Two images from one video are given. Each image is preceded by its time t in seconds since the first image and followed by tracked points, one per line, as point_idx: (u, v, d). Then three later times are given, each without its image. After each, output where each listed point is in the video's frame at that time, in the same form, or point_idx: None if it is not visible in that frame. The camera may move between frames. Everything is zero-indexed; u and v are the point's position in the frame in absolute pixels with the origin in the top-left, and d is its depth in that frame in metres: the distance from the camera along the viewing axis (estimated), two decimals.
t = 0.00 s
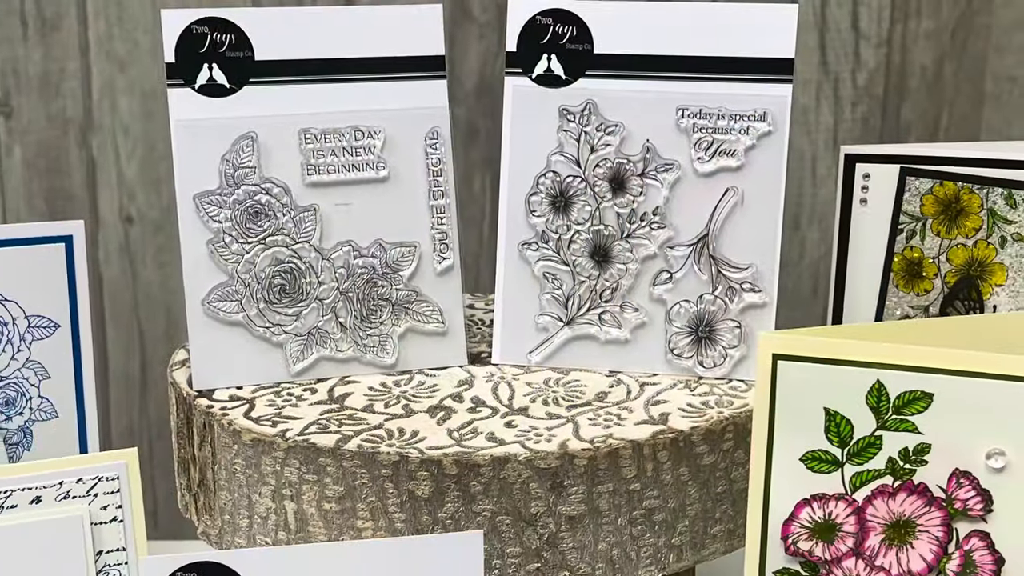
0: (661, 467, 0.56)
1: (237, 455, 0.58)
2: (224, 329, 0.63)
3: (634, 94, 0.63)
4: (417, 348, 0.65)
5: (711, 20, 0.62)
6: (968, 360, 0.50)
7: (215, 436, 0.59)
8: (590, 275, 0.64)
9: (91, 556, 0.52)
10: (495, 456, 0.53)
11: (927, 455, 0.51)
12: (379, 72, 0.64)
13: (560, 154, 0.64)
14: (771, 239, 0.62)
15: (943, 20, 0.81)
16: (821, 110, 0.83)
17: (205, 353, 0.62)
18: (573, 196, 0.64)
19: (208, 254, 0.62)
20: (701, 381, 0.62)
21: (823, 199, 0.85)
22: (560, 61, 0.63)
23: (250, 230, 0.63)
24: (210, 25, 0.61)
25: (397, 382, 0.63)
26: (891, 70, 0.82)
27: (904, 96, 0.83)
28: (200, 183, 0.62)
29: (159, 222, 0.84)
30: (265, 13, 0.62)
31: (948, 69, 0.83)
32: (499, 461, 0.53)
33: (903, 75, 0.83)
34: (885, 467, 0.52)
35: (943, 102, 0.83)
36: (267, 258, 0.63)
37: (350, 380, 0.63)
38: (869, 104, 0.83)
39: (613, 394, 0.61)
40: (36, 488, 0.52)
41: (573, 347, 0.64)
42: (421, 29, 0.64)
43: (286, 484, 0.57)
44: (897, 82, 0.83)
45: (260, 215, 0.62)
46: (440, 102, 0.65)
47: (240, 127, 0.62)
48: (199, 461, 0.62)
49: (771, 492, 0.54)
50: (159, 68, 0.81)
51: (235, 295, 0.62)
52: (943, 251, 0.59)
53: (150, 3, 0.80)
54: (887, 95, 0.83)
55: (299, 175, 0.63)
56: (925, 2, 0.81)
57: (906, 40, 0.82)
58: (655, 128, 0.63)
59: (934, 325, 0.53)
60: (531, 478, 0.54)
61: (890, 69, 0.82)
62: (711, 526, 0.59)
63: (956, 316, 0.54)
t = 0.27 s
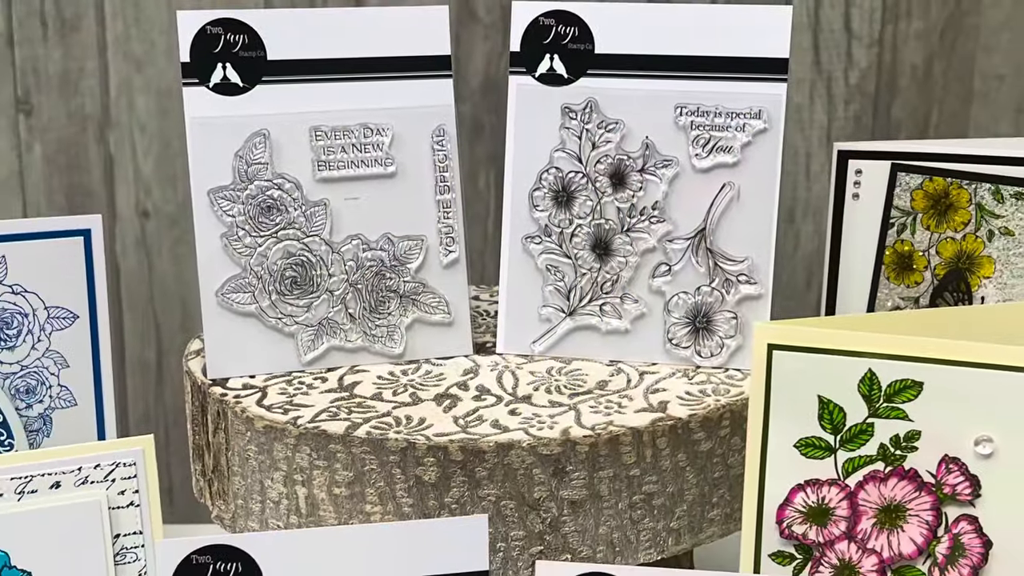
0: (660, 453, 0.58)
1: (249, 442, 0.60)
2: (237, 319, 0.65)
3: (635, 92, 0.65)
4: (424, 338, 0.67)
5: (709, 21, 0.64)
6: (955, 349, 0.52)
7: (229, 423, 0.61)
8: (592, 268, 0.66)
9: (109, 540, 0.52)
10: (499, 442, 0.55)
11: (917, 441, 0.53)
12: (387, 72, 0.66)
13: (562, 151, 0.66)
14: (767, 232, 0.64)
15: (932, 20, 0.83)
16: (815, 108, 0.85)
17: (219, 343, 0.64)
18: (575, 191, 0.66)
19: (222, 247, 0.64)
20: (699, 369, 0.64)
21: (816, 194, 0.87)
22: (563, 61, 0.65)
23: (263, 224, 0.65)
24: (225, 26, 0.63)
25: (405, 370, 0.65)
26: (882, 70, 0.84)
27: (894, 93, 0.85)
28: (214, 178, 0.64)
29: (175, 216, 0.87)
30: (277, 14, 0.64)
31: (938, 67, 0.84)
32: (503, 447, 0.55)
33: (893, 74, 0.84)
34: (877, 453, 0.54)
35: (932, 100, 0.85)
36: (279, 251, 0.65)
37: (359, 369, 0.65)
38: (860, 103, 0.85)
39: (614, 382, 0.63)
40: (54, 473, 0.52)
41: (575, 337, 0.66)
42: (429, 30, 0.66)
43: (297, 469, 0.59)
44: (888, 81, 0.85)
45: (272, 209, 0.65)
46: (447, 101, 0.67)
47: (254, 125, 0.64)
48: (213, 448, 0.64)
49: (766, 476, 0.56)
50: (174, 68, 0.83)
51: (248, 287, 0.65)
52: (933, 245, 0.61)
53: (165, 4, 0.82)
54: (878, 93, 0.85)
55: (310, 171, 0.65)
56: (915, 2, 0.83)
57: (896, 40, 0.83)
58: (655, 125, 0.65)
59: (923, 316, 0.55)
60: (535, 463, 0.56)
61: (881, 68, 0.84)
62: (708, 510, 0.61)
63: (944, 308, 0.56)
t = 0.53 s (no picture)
0: (659, 439, 0.60)
1: (262, 429, 0.62)
2: (250, 310, 0.67)
3: (635, 91, 0.67)
4: (431, 328, 0.69)
5: (707, 23, 0.66)
6: (941, 339, 0.54)
7: (242, 410, 0.64)
8: (593, 261, 0.68)
9: (126, 523, 0.54)
10: (504, 429, 0.58)
11: (907, 428, 0.55)
12: (396, 71, 0.68)
13: (565, 148, 0.68)
14: (762, 225, 0.66)
15: (922, 20, 0.85)
16: (809, 106, 0.87)
17: (232, 332, 0.66)
18: (577, 186, 0.68)
19: (236, 241, 0.67)
20: (696, 358, 0.66)
21: (810, 189, 0.89)
22: (565, 60, 0.67)
23: (276, 218, 0.67)
24: (239, 27, 0.65)
25: (413, 359, 0.67)
26: (873, 70, 0.86)
27: (886, 92, 0.87)
28: (229, 174, 0.66)
29: (190, 210, 0.89)
30: (290, 16, 0.66)
31: (927, 66, 0.86)
32: (508, 433, 0.57)
33: (884, 73, 0.86)
34: (868, 440, 0.56)
35: (921, 98, 0.87)
36: (291, 244, 0.67)
37: (368, 357, 0.68)
38: (851, 102, 0.87)
39: (614, 370, 0.65)
40: (74, 459, 0.54)
41: (577, 328, 0.68)
42: (436, 31, 0.69)
43: (309, 455, 0.61)
44: (880, 80, 0.87)
45: (284, 203, 0.67)
46: (453, 99, 0.69)
47: (267, 122, 0.66)
48: (227, 434, 0.67)
49: (761, 461, 0.58)
50: (190, 68, 0.86)
51: (261, 279, 0.67)
52: (923, 238, 0.63)
53: (180, 6, 0.84)
54: (869, 92, 0.87)
55: (321, 167, 0.67)
56: (906, 4, 0.85)
57: (887, 40, 0.85)
58: (654, 123, 0.67)
59: (912, 307, 0.57)
60: (538, 448, 0.58)
61: (873, 68, 0.86)
62: (705, 494, 0.64)
63: (933, 299, 0.58)
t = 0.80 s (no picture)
0: (658, 425, 0.62)
1: (275, 416, 0.65)
2: (264, 301, 0.69)
3: (635, 89, 0.69)
4: (438, 318, 0.72)
5: (705, 24, 0.68)
6: (928, 328, 0.56)
7: (256, 397, 0.66)
8: (594, 253, 0.71)
9: (144, 506, 0.56)
10: (508, 415, 0.60)
11: (897, 414, 0.58)
12: (404, 71, 0.71)
13: (567, 144, 0.70)
14: (758, 219, 0.69)
15: (911, 21, 0.88)
16: (802, 104, 0.90)
17: (246, 322, 0.69)
18: (579, 181, 0.70)
19: (250, 234, 0.69)
20: (694, 347, 0.68)
21: (803, 184, 0.92)
22: (567, 60, 0.69)
23: (288, 212, 0.69)
24: (253, 28, 0.68)
25: (420, 348, 0.70)
26: (865, 69, 0.89)
27: (876, 91, 0.89)
28: (243, 170, 0.69)
29: (205, 205, 0.92)
30: (302, 17, 0.69)
31: (916, 65, 0.89)
32: (512, 420, 0.60)
33: (875, 73, 0.89)
34: (860, 426, 0.58)
35: (911, 96, 0.90)
36: (303, 237, 0.70)
37: (377, 346, 0.70)
38: (843, 100, 0.90)
39: (614, 359, 0.67)
40: (93, 445, 0.56)
41: (579, 318, 0.70)
42: (444, 32, 0.71)
43: (320, 441, 0.63)
44: (871, 79, 0.89)
45: (297, 198, 0.69)
46: (460, 98, 0.72)
47: (280, 120, 0.69)
48: (241, 421, 0.69)
49: (757, 446, 0.60)
50: (205, 68, 0.88)
51: (274, 271, 0.69)
52: (912, 231, 0.65)
53: (196, 7, 0.87)
54: (860, 91, 0.89)
55: (331, 163, 0.70)
56: (896, 5, 0.87)
57: (878, 40, 0.88)
58: (653, 120, 0.69)
59: (901, 299, 0.60)
60: (541, 433, 0.60)
61: (864, 68, 0.89)
62: (703, 478, 0.66)
63: (922, 290, 0.60)
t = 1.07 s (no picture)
0: (657, 412, 0.65)
1: (288, 402, 0.67)
2: (276, 291, 0.72)
3: (635, 88, 0.72)
4: (445, 309, 0.74)
5: (703, 25, 0.70)
6: (915, 318, 0.59)
7: (269, 384, 0.68)
8: (595, 246, 0.73)
9: (163, 489, 0.58)
10: (513, 402, 0.62)
11: (887, 401, 0.60)
12: (413, 70, 0.73)
13: (569, 141, 0.73)
14: (754, 213, 0.71)
15: (902, 22, 0.90)
16: (796, 102, 0.92)
17: (259, 312, 0.71)
18: (581, 176, 0.73)
19: (263, 228, 0.72)
20: (691, 336, 0.71)
21: (797, 179, 0.95)
22: (569, 59, 0.72)
23: (301, 206, 0.72)
24: (266, 29, 0.70)
25: (428, 337, 0.72)
26: (856, 69, 0.91)
27: (867, 90, 0.92)
28: (257, 165, 0.71)
29: (220, 199, 0.95)
30: (314, 19, 0.71)
31: (906, 66, 0.91)
32: (517, 406, 0.62)
33: (866, 72, 0.91)
34: (851, 412, 0.61)
35: (901, 95, 0.92)
36: (315, 230, 0.72)
37: (386, 335, 0.73)
38: (835, 99, 0.92)
39: (615, 347, 0.70)
40: (114, 430, 0.58)
41: (581, 308, 0.73)
42: (450, 34, 0.74)
43: (331, 426, 0.65)
44: (862, 79, 0.92)
45: (309, 193, 0.72)
46: (466, 96, 0.74)
47: (293, 117, 0.71)
48: (255, 408, 0.72)
49: (752, 431, 0.63)
50: (220, 66, 0.91)
51: (287, 262, 0.72)
52: (902, 225, 0.68)
53: (213, 9, 0.90)
54: (852, 89, 0.92)
55: (342, 158, 0.72)
56: (886, 7, 0.90)
57: (869, 40, 0.90)
58: (652, 117, 0.72)
59: (890, 290, 0.62)
60: (545, 419, 0.62)
61: (856, 67, 0.91)
62: (700, 462, 0.68)
63: (910, 282, 0.63)
